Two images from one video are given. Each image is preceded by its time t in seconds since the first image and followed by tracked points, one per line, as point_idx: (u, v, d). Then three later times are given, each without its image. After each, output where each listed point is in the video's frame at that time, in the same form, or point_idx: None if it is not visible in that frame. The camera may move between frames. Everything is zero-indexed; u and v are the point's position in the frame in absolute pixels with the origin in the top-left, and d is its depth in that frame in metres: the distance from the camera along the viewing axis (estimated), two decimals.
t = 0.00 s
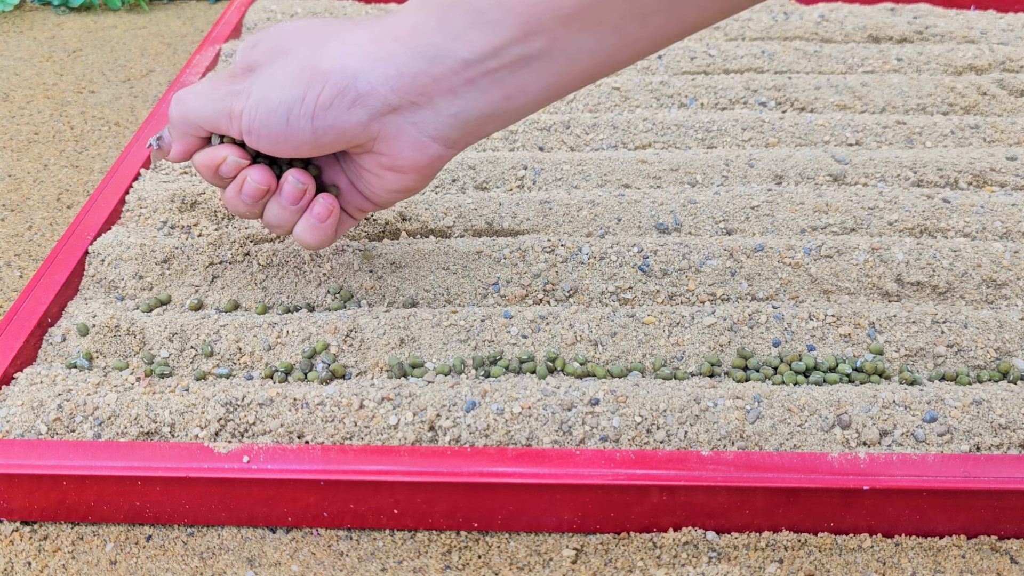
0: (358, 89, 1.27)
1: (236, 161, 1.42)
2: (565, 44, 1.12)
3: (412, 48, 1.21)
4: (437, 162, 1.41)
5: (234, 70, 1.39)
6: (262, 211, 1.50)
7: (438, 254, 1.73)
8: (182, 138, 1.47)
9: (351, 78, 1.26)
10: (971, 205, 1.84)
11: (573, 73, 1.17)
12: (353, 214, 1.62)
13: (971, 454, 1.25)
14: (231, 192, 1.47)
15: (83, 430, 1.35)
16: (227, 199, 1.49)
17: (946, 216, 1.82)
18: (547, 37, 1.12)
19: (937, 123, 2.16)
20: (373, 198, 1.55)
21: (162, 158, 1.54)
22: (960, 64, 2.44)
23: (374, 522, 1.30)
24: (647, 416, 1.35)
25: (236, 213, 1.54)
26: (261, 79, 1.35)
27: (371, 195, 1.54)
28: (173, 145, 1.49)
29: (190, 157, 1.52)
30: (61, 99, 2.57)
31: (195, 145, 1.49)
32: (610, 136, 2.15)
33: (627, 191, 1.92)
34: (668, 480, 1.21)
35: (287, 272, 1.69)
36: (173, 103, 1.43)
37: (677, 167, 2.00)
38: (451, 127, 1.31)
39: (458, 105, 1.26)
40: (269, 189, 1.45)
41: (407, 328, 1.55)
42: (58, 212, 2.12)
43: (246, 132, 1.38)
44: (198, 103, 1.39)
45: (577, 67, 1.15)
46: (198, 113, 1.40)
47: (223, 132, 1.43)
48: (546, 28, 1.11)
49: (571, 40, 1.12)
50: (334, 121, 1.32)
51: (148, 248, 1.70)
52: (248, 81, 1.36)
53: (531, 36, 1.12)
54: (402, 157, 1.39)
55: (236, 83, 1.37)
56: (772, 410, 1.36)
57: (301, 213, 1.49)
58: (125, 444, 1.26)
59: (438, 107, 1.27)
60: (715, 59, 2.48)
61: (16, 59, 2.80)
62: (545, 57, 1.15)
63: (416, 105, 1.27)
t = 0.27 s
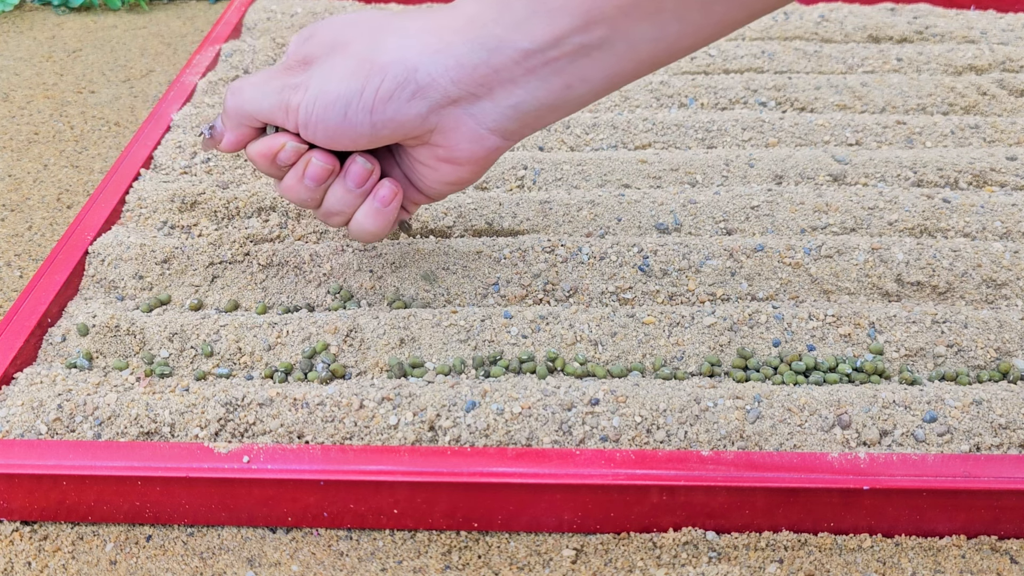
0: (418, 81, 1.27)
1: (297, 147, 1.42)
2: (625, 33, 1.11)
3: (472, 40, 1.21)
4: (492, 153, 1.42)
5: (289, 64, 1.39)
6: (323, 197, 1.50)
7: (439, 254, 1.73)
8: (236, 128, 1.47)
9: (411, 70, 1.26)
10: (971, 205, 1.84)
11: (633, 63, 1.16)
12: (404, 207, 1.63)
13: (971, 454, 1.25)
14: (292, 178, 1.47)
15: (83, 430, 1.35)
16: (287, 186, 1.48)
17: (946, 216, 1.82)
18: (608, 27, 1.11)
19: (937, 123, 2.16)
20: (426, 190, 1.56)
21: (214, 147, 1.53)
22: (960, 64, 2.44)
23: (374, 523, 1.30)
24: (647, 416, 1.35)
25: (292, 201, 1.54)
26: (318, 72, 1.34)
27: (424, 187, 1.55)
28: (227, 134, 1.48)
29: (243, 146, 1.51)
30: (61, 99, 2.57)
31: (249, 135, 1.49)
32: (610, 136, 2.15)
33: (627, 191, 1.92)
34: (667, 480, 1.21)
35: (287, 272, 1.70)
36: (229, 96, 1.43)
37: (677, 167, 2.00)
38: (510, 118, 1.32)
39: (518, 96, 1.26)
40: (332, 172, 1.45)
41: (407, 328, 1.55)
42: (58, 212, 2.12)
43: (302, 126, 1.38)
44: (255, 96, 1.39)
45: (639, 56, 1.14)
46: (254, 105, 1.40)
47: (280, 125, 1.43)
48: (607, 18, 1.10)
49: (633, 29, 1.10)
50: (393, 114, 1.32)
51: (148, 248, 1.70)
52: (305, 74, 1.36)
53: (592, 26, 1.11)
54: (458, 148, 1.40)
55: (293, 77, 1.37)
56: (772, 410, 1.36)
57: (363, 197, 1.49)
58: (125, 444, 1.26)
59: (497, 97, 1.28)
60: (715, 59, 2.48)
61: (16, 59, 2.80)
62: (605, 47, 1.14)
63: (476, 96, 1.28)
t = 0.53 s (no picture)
0: (480, 74, 1.28)
1: (348, 147, 1.42)
2: (690, 27, 1.11)
3: (535, 32, 1.22)
4: (550, 148, 1.43)
5: (346, 59, 1.40)
6: (373, 195, 1.50)
7: (439, 254, 1.73)
8: (290, 124, 1.47)
9: (474, 64, 1.28)
10: (971, 205, 1.84)
11: (696, 57, 1.16)
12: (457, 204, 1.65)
13: (971, 454, 1.25)
14: (342, 176, 1.47)
15: (83, 430, 1.35)
16: (337, 184, 1.48)
17: (946, 216, 1.82)
18: (673, 20, 1.11)
19: (937, 123, 2.16)
20: (479, 185, 1.57)
21: (265, 141, 1.54)
22: (960, 64, 2.44)
23: (374, 523, 1.30)
24: (647, 416, 1.35)
25: (341, 198, 1.54)
26: (377, 68, 1.36)
27: (478, 183, 1.57)
28: (279, 130, 1.49)
29: (295, 142, 1.51)
30: (61, 99, 2.57)
31: (302, 131, 1.49)
32: (610, 136, 2.15)
33: (627, 191, 1.92)
34: (667, 480, 1.21)
35: (287, 272, 1.71)
36: (285, 93, 1.44)
37: (677, 167, 2.00)
38: (570, 112, 1.33)
39: (579, 89, 1.28)
40: (382, 172, 1.45)
41: (407, 328, 1.55)
42: (58, 212, 2.11)
43: (360, 122, 1.39)
44: (312, 92, 1.40)
45: (702, 51, 1.15)
46: (312, 101, 1.41)
47: (335, 121, 1.43)
48: (672, 11, 1.10)
49: (697, 22, 1.10)
50: (454, 108, 1.34)
51: (148, 248, 1.70)
52: (364, 70, 1.37)
53: (656, 19, 1.12)
54: (516, 143, 1.41)
55: (351, 73, 1.38)
56: (772, 410, 1.36)
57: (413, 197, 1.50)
58: (124, 444, 1.26)
59: (558, 92, 1.29)
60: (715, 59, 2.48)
61: (16, 59, 2.80)
62: (669, 41, 1.15)
63: (537, 90, 1.29)
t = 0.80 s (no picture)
0: (543, 66, 1.33)
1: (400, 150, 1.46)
2: (754, 22, 1.16)
3: (599, 26, 1.28)
4: (608, 145, 1.46)
5: (407, 55, 1.45)
6: (421, 197, 1.55)
7: (439, 254, 1.73)
8: (345, 117, 1.50)
9: (537, 55, 1.33)
10: (971, 205, 1.84)
11: (758, 53, 1.21)
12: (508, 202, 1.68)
13: (971, 454, 1.25)
14: (392, 177, 1.51)
15: (83, 430, 1.35)
16: (386, 185, 1.53)
17: (946, 216, 1.82)
18: (739, 14, 1.16)
19: (937, 123, 2.16)
20: (534, 184, 1.60)
21: (318, 133, 1.56)
22: (960, 64, 2.44)
23: (374, 523, 1.30)
24: (647, 416, 1.35)
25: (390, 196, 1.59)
26: (440, 62, 1.41)
27: (533, 181, 1.59)
28: (334, 124, 1.51)
29: (347, 136, 1.54)
30: (61, 100, 2.57)
31: (359, 126, 1.52)
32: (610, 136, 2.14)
33: (627, 191, 1.92)
34: (668, 480, 1.21)
35: (287, 272, 1.71)
36: (342, 85, 1.47)
37: (677, 167, 2.00)
38: (630, 107, 1.37)
39: (641, 83, 1.32)
40: (430, 178, 1.49)
41: (407, 328, 1.55)
42: (58, 212, 2.11)
43: (419, 114, 1.43)
44: (371, 84, 1.44)
45: (767, 47, 1.19)
46: (370, 94, 1.44)
47: (393, 116, 1.47)
48: (739, 4, 1.15)
49: (763, 17, 1.15)
50: (516, 101, 1.38)
51: (148, 248, 1.70)
52: (426, 64, 1.42)
53: (722, 13, 1.17)
54: (576, 139, 1.45)
55: (412, 67, 1.43)
56: (772, 410, 1.36)
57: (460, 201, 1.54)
58: (124, 444, 1.26)
59: (620, 86, 1.33)
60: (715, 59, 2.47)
61: (16, 59, 2.80)
62: (733, 36, 1.19)
63: (600, 83, 1.34)
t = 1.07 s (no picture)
0: (601, 56, 1.28)
1: (459, 136, 1.41)
2: (816, 11, 1.13)
3: (658, 14, 1.23)
4: (665, 134, 1.41)
5: (460, 46, 1.41)
6: (482, 185, 1.49)
7: (439, 254, 1.73)
8: (398, 111, 1.46)
9: (595, 45, 1.28)
10: (970, 205, 1.84)
11: (819, 42, 1.17)
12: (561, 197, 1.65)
13: (971, 454, 1.25)
14: (452, 166, 1.46)
15: (83, 430, 1.35)
16: (446, 175, 1.48)
17: (946, 216, 1.82)
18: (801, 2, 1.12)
19: (937, 123, 2.16)
20: (587, 175, 1.57)
21: (371, 128, 1.54)
22: (960, 64, 2.44)
23: (374, 522, 1.30)
24: (647, 416, 1.35)
25: (446, 190, 1.54)
26: (493, 52, 1.36)
27: (586, 172, 1.56)
28: (387, 120, 1.48)
29: (400, 132, 1.50)
30: (61, 99, 2.57)
31: (412, 121, 1.48)
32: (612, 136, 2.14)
33: (627, 191, 1.92)
34: (668, 480, 1.21)
35: (287, 272, 1.71)
36: (397, 79, 1.44)
37: (677, 167, 2.00)
38: (689, 95, 1.32)
39: (699, 73, 1.28)
40: (492, 162, 1.44)
41: (407, 328, 1.55)
42: (58, 212, 2.11)
43: (474, 107, 1.40)
44: (425, 77, 1.40)
45: (826, 37, 1.16)
46: (424, 87, 1.41)
47: (448, 108, 1.43)
48: None
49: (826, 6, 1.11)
50: (573, 91, 1.34)
51: (148, 248, 1.70)
52: (480, 55, 1.37)
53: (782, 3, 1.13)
54: (633, 128, 1.40)
55: (466, 58, 1.39)
56: (772, 410, 1.36)
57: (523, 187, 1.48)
58: (124, 444, 1.26)
59: (679, 74, 1.28)
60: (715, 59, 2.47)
61: (16, 59, 2.80)
62: (795, 24, 1.15)
63: (658, 72, 1.29)
